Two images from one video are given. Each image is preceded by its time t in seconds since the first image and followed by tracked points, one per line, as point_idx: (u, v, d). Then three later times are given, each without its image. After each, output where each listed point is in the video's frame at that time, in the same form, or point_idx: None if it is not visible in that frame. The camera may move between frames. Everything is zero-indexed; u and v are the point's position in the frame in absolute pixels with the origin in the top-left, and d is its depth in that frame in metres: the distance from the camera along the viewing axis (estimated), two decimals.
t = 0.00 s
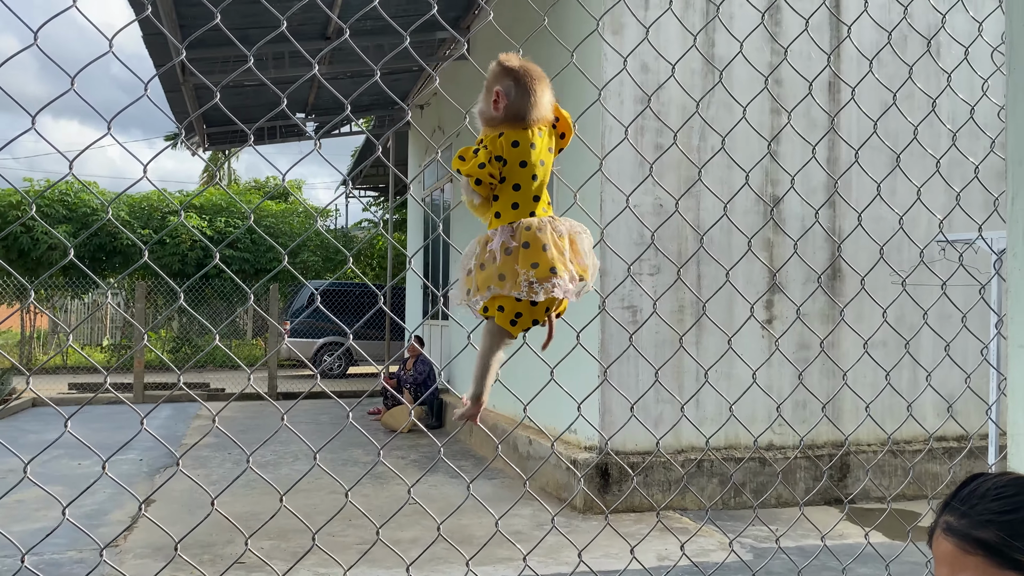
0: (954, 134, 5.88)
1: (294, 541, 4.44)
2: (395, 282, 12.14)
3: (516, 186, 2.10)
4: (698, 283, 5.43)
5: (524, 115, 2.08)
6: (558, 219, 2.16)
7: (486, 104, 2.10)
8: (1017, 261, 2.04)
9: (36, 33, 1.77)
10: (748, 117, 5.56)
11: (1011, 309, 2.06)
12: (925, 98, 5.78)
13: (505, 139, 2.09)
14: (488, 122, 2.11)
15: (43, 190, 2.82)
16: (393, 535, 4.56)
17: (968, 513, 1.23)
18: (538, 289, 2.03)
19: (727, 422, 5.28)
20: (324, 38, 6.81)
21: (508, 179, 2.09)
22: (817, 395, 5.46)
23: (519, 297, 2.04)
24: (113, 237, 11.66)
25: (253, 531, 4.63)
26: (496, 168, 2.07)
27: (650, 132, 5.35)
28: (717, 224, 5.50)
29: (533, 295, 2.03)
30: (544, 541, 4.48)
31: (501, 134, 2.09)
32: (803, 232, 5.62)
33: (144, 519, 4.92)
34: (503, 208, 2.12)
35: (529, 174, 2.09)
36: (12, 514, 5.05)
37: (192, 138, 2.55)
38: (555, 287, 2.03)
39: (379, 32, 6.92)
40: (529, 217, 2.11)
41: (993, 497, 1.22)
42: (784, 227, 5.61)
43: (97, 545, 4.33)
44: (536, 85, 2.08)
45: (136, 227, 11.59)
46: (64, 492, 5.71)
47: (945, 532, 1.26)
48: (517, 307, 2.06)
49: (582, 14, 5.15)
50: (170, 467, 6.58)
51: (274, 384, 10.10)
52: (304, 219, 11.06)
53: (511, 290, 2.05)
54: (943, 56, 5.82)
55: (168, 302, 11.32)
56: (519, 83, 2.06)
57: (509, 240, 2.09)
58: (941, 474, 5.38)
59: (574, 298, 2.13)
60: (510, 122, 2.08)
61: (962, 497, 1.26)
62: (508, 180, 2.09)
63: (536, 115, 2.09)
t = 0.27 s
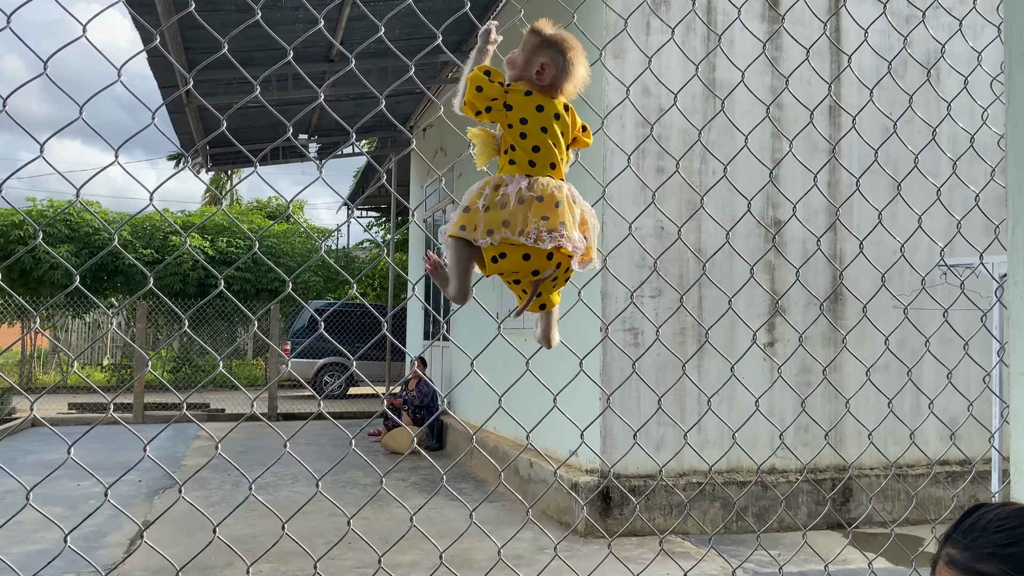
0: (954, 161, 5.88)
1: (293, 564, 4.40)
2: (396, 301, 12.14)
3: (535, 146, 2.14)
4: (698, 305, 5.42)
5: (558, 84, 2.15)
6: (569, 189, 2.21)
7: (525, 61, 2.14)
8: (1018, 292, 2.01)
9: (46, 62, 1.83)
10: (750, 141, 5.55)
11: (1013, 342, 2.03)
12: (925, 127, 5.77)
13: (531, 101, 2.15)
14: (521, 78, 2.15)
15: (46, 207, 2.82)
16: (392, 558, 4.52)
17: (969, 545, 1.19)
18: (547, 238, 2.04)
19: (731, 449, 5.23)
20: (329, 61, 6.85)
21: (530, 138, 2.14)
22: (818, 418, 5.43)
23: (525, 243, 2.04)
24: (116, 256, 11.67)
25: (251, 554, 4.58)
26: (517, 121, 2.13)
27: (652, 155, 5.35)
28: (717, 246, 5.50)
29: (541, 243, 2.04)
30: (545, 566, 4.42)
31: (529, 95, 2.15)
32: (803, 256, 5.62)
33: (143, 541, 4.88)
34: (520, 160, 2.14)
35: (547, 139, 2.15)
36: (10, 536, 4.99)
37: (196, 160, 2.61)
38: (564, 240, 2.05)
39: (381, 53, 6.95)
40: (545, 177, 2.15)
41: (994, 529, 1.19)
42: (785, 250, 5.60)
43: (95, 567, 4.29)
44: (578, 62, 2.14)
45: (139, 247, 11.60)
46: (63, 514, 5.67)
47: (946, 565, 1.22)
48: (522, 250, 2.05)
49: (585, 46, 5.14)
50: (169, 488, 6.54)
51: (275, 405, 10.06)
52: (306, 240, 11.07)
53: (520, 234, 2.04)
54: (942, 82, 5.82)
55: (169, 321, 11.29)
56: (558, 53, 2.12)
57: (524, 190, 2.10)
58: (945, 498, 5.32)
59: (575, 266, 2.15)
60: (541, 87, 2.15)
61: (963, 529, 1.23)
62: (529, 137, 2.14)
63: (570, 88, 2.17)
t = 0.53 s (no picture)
0: (952, 189, 5.91)
1: None
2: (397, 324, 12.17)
3: (533, 166, 2.15)
4: (698, 328, 5.43)
5: (545, 105, 2.20)
6: (567, 210, 2.20)
7: (514, 92, 2.20)
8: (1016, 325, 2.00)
9: (49, 98, 1.95)
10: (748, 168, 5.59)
11: (1011, 375, 2.01)
12: (922, 159, 5.81)
13: (528, 124, 2.18)
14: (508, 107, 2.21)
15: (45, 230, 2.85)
16: None
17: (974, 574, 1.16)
18: (532, 261, 2.03)
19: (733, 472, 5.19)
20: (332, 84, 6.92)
21: (529, 157, 2.15)
22: (818, 443, 5.41)
23: (510, 264, 2.04)
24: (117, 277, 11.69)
25: None
26: (514, 146, 2.16)
27: (650, 182, 5.38)
28: (716, 270, 5.52)
29: (527, 265, 2.03)
30: None
31: (524, 119, 2.19)
32: (802, 279, 5.63)
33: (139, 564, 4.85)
34: (517, 181, 2.15)
35: (546, 157, 2.16)
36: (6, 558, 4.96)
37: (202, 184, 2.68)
38: (549, 263, 2.03)
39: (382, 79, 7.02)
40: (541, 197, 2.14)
41: (1000, 560, 1.15)
42: (784, 273, 5.61)
43: None
44: (562, 78, 2.18)
45: (141, 268, 11.62)
46: (59, 536, 5.64)
47: None
48: (507, 270, 2.05)
49: (583, 82, 5.21)
50: (166, 510, 6.51)
51: (274, 426, 10.03)
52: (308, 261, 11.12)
53: (506, 256, 2.04)
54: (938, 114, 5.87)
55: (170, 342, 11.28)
56: (543, 73, 2.17)
57: (516, 211, 2.09)
58: (946, 525, 5.28)
59: (566, 287, 2.14)
60: (534, 111, 2.19)
61: (968, 560, 1.19)
62: (527, 158, 2.15)
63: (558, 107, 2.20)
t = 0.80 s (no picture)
0: (952, 216, 5.92)
1: None
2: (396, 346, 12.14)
3: (499, 142, 2.44)
4: (698, 352, 5.41)
5: (522, 87, 2.52)
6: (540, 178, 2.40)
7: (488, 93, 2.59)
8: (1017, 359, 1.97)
9: (53, 127, 1.92)
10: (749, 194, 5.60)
11: (1011, 408, 1.99)
12: (922, 186, 5.82)
13: (496, 108, 2.49)
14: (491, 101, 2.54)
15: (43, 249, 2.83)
16: None
17: None
18: (485, 223, 2.29)
19: (745, 490, 5.20)
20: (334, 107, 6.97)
21: (513, 125, 2.43)
22: (819, 471, 5.37)
23: (473, 230, 2.31)
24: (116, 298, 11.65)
25: None
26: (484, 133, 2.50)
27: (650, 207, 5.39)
28: (716, 296, 5.51)
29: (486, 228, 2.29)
30: None
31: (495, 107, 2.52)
32: (802, 304, 5.62)
33: None
34: (490, 163, 2.46)
35: (509, 129, 2.42)
36: None
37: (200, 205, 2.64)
38: (497, 219, 2.28)
39: (384, 103, 7.06)
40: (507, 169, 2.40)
41: None
42: (784, 298, 5.60)
43: None
44: (517, 62, 2.53)
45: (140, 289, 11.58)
46: (52, 560, 5.57)
47: None
48: (477, 242, 2.33)
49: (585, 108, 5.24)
50: (161, 535, 6.44)
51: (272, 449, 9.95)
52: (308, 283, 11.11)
53: (468, 226, 2.33)
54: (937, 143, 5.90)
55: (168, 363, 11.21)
56: (501, 63, 2.53)
57: (480, 188, 2.39)
58: (949, 554, 5.22)
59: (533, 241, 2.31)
60: (499, 96, 2.52)
61: None
62: (495, 137, 2.45)
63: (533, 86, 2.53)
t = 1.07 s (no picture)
0: (952, 242, 5.93)
1: None
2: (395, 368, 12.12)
3: (511, 159, 2.43)
4: (697, 377, 5.40)
5: (532, 101, 2.51)
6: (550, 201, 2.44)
7: (492, 103, 2.55)
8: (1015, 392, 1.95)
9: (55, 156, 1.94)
10: (747, 221, 5.62)
11: (1009, 441, 1.98)
12: (922, 212, 5.84)
13: (505, 121, 2.47)
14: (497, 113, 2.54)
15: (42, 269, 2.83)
16: None
17: None
18: (518, 251, 2.27)
19: (744, 518, 5.16)
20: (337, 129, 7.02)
21: (523, 140, 2.44)
22: (819, 498, 5.34)
23: (500, 256, 2.28)
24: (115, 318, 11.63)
25: None
26: (494, 145, 2.45)
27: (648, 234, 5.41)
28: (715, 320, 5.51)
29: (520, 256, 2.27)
30: None
31: (501, 119, 2.50)
32: (801, 329, 5.61)
33: None
34: (500, 180, 2.44)
35: (522, 147, 2.43)
36: None
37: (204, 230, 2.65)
38: (532, 249, 2.27)
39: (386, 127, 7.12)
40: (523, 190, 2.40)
41: None
42: (784, 323, 5.59)
43: None
44: (528, 75, 2.52)
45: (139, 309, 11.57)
46: None
47: None
48: (499, 267, 2.30)
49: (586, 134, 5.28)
50: (156, 557, 6.38)
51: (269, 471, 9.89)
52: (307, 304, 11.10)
53: (495, 251, 2.28)
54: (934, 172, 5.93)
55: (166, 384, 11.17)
56: (511, 76, 2.51)
57: (499, 210, 2.36)
58: None
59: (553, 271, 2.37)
60: (508, 109, 2.50)
61: None
62: (505, 153, 2.44)
63: (540, 97, 2.53)
